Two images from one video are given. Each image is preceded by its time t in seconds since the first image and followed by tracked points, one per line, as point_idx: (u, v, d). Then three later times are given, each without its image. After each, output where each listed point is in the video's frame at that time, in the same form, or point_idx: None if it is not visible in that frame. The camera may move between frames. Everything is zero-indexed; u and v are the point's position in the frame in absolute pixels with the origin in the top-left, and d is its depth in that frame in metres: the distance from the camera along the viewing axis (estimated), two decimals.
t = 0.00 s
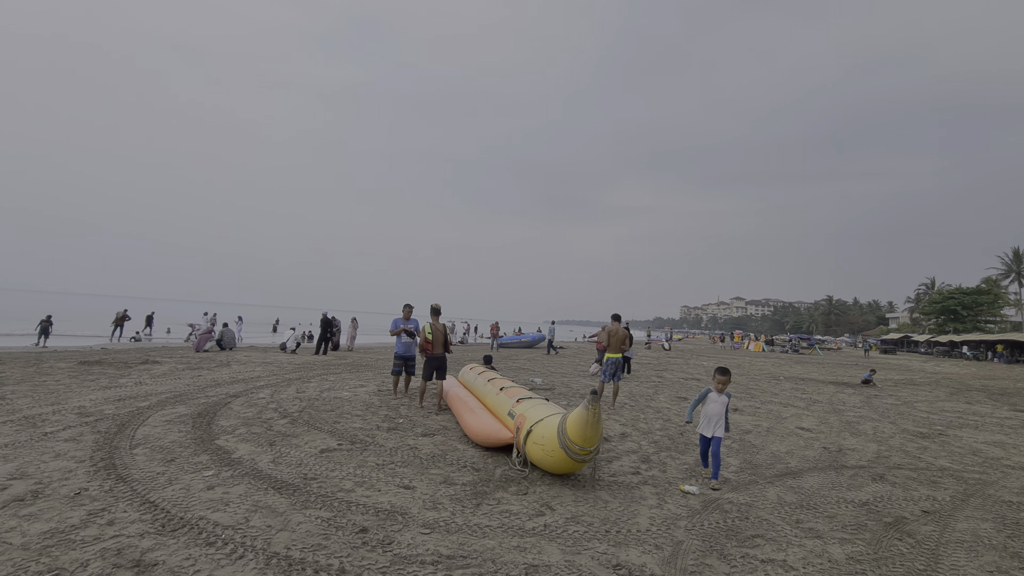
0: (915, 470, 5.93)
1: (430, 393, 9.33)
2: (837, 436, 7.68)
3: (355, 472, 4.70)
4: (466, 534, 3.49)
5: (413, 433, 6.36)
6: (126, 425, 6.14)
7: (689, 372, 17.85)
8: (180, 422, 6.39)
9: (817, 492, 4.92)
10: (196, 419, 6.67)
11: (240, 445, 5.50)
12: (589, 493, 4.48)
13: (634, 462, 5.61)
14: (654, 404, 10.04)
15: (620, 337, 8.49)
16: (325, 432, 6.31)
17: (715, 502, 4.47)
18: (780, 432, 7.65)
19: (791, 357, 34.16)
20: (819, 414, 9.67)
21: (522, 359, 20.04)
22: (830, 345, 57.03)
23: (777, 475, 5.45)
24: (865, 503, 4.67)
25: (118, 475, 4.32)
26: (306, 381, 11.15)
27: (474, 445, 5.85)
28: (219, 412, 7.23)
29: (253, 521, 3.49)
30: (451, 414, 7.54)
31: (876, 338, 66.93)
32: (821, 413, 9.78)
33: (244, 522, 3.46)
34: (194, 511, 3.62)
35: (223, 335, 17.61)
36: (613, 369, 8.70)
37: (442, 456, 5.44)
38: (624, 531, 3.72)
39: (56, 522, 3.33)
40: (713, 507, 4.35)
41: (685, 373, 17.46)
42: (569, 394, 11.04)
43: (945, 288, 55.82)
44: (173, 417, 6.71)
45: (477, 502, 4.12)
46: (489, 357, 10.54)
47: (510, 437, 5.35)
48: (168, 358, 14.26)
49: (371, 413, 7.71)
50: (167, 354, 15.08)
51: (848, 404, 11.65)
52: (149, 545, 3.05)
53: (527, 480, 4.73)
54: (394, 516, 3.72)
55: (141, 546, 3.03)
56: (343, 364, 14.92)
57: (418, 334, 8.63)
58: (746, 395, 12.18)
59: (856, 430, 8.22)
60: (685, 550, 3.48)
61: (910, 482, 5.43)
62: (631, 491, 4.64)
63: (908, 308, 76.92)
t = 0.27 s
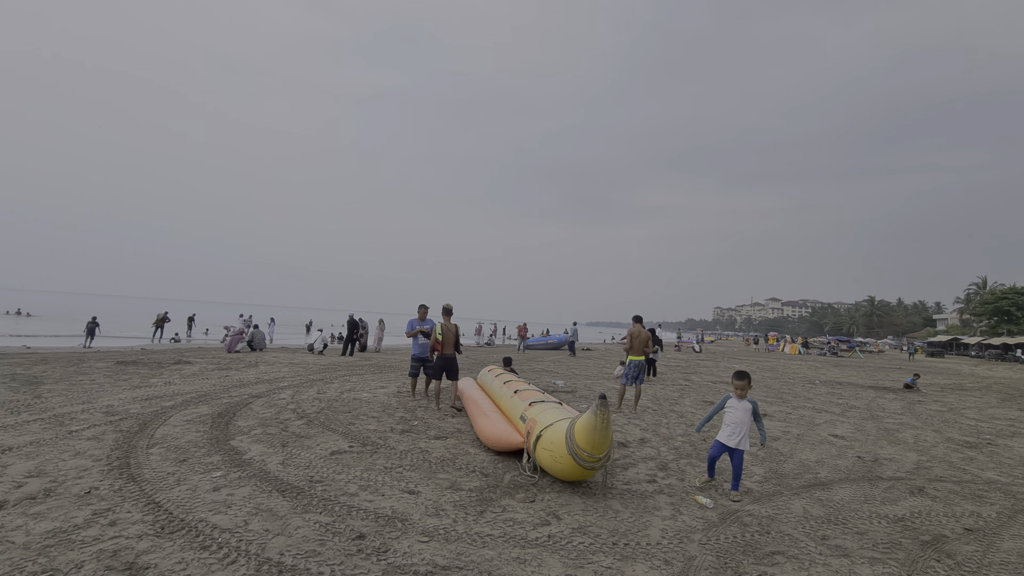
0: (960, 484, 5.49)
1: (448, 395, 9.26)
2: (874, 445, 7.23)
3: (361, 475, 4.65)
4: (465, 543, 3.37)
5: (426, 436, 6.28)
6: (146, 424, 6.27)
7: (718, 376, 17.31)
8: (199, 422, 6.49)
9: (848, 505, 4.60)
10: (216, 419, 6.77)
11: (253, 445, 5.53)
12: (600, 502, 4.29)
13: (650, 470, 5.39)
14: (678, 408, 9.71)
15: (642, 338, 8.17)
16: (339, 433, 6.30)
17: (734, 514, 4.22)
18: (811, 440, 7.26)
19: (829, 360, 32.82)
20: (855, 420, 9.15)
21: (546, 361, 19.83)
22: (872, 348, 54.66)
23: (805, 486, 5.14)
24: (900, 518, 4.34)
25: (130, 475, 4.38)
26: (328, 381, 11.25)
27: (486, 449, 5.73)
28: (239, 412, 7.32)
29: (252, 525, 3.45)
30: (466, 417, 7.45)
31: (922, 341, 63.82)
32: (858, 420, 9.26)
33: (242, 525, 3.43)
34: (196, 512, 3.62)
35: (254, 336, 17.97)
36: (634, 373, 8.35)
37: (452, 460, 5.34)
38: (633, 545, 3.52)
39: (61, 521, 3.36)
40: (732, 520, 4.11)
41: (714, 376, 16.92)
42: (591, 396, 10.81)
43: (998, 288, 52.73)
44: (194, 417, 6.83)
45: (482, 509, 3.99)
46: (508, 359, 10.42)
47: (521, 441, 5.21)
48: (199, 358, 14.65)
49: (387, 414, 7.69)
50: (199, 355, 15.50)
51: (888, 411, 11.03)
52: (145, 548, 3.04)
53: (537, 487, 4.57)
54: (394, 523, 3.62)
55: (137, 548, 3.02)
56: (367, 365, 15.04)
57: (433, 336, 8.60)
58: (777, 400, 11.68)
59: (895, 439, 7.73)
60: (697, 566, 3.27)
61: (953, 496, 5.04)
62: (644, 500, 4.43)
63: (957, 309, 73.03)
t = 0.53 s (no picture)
0: (1001, 495, 5.09)
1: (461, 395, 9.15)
2: (906, 451, 6.81)
3: (361, 477, 4.56)
4: (458, 550, 3.23)
5: (433, 438, 6.18)
6: (159, 423, 6.33)
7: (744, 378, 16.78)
8: (211, 421, 6.53)
9: (873, 516, 4.29)
10: (227, 418, 6.80)
11: (258, 445, 5.51)
12: (605, 509, 4.10)
13: (662, 475, 5.16)
14: (698, 411, 9.38)
15: (660, 339, 7.79)
16: (346, 433, 6.25)
17: (748, 524, 3.97)
18: (838, 445, 6.88)
19: (863, 362, 31.60)
20: (887, 425, 8.68)
21: (565, 362, 19.58)
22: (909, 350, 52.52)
23: (827, 494, 4.83)
24: (931, 531, 4.02)
25: (132, 473, 4.39)
26: (344, 381, 11.27)
27: (493, 451, 5.60)
28: (252, 411, 7.36)
29: (243, 526, 3.40)
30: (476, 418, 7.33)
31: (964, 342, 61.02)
32: (891, 425, 8.78)
33: (233, 527, 3.37)
34: (189, 512, 3.58)
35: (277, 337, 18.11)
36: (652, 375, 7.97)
37: (456, 462, 5.21)
38: (635, 555, 3.33)
39: (55, 519, 3.37)
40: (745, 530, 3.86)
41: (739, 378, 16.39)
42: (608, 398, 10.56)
43: None
44: (207, 416, 6.89)
45: (479, 514, 3.86)
46: (523, 359, 10.25)
47: (526, 443, 5.07)
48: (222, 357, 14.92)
49: (397, 415, 7.62)
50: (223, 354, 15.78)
51: (924, 415, 10.45)
52: (132, 548, 3.00)
53: (540, 491, 4.40)
54: (387, 527, 3.52)
55: (123, 549, 2.99)
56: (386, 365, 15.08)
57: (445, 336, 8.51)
58: (804, 403, 11.20)
59: (930, 445, 7.27)
60: None
61: (991, 508, 4.67)
62: (652, 507, 4.22)
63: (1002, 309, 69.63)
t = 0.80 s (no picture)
0: None
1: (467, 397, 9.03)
2: (930, 458, 6.46)
3: (353, 480, 4.47)
4: (440, 559, 3.11)
5: (433, 440, 6.07)
6: (162, 423, 6.35)
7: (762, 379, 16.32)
8: (213, 422, 6.53)
9: (889, 529, 4.03)
10: (230, 418, 6.80)
11: (256, 446, 5.47)
12: (601, 517, 3.93)
13: (666, 482, 4.95)
14: (711, 414, 9.09)
15: (670, 339, 7.55)
16: (346, 435, 6.18)
17: (752, 535, 3.76)
18: (856, 452, 6.57)
19: (889, 364, 30.62)
20: (911, 430, 8.29)
21: (579, 363, 19.34)
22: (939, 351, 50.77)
23: (841, 504, 4.58)
24: (951, 546, 3.75)
25: (125, 475, 4.38)
26: (353, 381, 11.25)
27: (492, 454, 5.46)
28: (256, 411, 7.36)
29: (223, 532, 3.33)
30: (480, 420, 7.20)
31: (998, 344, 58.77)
32: (915, 430, 8.37)
33: (213, 532, 3.31)
34: (172, 516, 3.54)
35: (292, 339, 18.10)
36: (662, 376, 7.73)
37: (453, 465, 5.09)
38: (627, 567, 3.16)
39: (38, 522, 3.35)
40: (748, 542, 3.65)
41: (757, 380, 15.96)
42: (618, 400, 10.33)
43: None
44: (211, 416, 6.90)
45: (468, 521, 3.72)
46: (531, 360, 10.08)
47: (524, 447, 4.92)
48: (236, 358, 15.09)
49: (401, 416, 7.53)
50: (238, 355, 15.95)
51: (951, 420, 9.98)
52: (107, 553, 2.96)
53: (535, 498, 4.25)
54: (370, 534, 3.41)
55: (98, 554, 2.95)
56: (397, 366, 15.05)
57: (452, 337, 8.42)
58: (824, 407, 10.80)
59: (956, 452, 6.90)
60: None
61: (1020, 521, 4.35)
62: (651, 516, 4.03)
63: None
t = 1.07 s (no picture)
0: None
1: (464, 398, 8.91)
2: (937, 461, 6.22)
3: (333, 482, 4.38)
4: (409, 565, 3.00)
5: (423, 441, 5.97)
6: (151, 424, 6.31)
7: (770, 380, 16.03)
8: (203, 422, 6.48)
9: (888, 536, 3.84)
10: (221, 419, 6.74)
11: (241, 448, 5.39)
12: (584, 522, 3.80)
13: (657, 485, 4.80)
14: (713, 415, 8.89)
15: (668, 339, 7.36)
16: (335, 436, 6.10)
17: (741, 542, 3.59)
18: (861, 454, 6.35)
19: (903, 364, 29.99)
20: (920, 432, 8.02)
21: (584, 363, 19.14)
22: (956, 351, 49.82)
23: (839, 509, 4.39)
24: (953, 554, 3.56)
25: (103, 476, 4.32)
26: (352, 382, 11.18)
27: (480, 456, 5.34)
28: (248, 412, 7.30)
29: (191, 535, 3.25)
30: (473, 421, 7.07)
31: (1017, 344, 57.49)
32: (924, 432, 8.10)
33: (179, 535, 3.23)
34: (142, 518, 3.47)
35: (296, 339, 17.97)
36: (660, 376, 7.53)
37: (439, 467, 4.98)
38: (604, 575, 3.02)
39: (5, 523, 3.30)
40: (736, 548, 3.49)
41: (764, 380, 15.65)
42: (619, 400, 10.15)
43: None
44: (203, 416, 6.86)
45: (446, 525, 3.61)
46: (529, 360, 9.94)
47: (510, 447, 4.81)
48: (239, 358, 15.11)
49: (394, 417, 7.43)
50: (241, 356, 15.98)
51: (964, 421, 9.66)
52: (68, 557, 2.90)
53: (518, 501, 4.12)
54: (340, 539, 3.31)
55: (58, 558, 2.88)
56: (398, 368, 14.98)
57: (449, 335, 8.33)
58: (831, 408, 10.53)
59: (967, 454, 6.63)
60: None
61: None
62: (637, 521, 3.88)
63: None
